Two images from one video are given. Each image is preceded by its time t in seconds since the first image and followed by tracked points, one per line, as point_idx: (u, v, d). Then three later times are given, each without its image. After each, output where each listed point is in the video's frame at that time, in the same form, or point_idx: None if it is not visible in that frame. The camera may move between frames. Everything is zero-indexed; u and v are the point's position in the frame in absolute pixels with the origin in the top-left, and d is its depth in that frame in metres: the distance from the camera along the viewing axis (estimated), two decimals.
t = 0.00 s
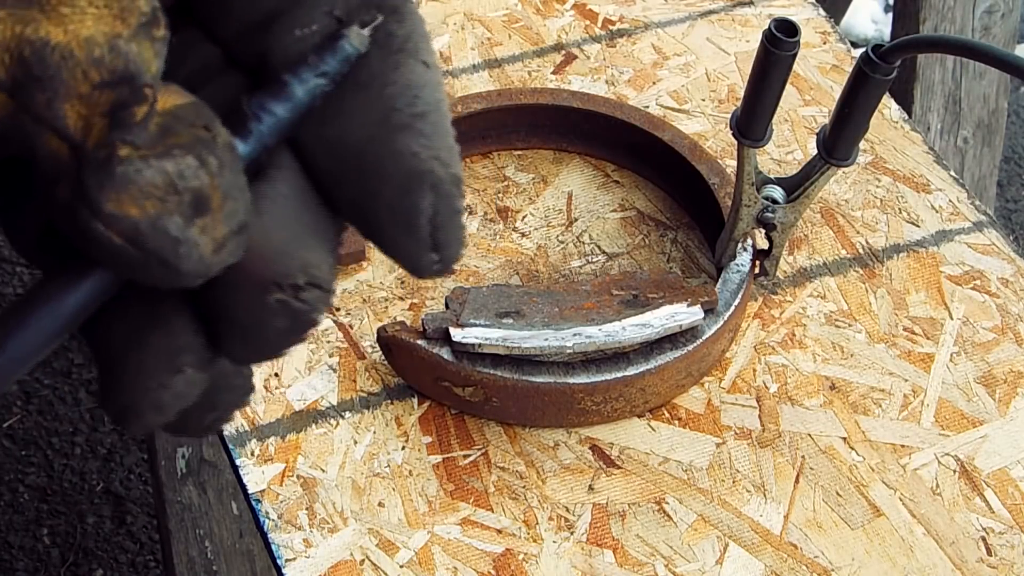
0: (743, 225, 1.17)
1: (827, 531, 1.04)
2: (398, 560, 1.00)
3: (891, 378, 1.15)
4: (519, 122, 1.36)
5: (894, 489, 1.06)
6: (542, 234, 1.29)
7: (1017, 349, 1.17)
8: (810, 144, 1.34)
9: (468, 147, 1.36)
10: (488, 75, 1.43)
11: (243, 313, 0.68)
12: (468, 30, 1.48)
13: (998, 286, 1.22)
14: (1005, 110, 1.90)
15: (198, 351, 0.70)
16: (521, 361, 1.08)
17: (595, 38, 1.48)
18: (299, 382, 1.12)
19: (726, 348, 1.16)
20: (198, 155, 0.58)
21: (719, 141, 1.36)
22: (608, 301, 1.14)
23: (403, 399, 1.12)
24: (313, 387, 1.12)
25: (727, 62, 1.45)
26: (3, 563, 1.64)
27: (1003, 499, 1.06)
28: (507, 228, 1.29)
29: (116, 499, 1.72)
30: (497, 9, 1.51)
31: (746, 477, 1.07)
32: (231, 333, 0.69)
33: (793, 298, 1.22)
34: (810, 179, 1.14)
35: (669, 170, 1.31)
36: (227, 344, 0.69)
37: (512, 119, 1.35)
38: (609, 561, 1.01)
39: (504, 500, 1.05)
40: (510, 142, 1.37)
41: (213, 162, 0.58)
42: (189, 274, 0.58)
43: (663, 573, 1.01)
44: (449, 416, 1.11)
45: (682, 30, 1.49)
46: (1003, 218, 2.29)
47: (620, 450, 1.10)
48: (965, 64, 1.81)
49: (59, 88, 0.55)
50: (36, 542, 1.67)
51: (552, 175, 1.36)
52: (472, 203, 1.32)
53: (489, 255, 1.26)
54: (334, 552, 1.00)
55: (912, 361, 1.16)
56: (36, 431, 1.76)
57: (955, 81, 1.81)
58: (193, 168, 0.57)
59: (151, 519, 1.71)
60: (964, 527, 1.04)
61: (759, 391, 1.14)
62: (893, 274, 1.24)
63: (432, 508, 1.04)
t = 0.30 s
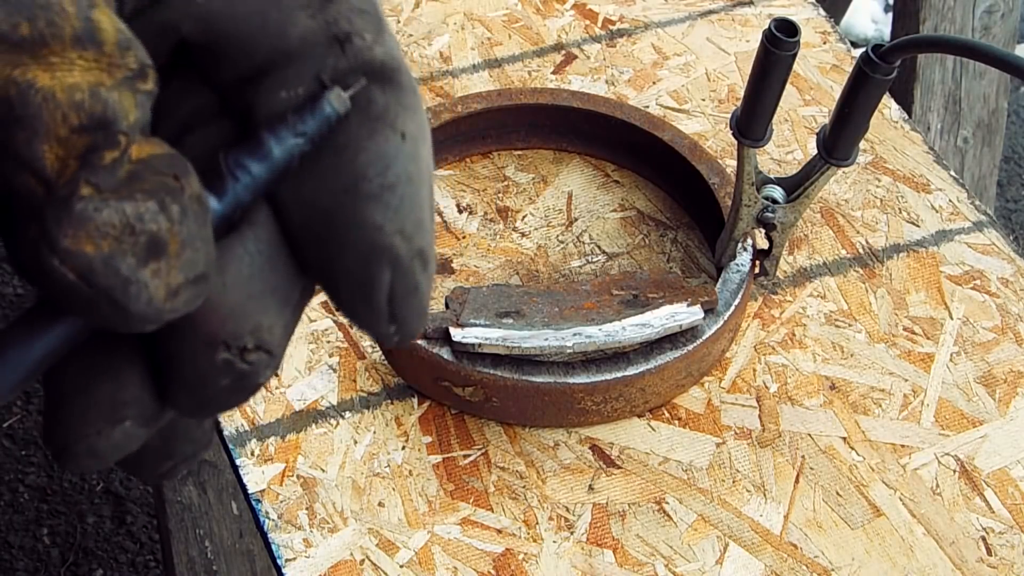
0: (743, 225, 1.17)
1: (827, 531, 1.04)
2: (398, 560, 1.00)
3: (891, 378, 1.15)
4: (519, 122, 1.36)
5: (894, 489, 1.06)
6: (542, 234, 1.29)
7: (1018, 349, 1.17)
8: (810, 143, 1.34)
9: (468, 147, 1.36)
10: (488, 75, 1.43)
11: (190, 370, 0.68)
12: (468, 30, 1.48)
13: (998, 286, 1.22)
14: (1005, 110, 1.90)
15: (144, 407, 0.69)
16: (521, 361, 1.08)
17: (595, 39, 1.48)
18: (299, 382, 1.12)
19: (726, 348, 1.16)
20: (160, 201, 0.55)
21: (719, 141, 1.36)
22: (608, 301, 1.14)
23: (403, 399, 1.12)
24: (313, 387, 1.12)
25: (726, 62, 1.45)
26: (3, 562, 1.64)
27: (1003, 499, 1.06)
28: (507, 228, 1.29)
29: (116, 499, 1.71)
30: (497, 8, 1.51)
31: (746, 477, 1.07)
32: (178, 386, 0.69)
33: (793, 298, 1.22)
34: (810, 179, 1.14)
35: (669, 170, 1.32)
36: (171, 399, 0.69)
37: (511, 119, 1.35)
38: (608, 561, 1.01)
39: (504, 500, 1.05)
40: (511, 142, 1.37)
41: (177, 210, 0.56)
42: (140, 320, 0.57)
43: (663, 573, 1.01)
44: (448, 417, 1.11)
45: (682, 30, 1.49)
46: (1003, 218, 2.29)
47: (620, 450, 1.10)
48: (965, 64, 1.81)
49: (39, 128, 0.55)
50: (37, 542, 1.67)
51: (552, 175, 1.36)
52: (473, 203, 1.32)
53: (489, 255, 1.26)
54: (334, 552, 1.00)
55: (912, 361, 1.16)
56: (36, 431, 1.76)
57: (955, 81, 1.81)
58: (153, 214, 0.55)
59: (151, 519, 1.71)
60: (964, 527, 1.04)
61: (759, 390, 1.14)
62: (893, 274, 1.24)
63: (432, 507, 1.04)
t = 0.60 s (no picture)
0: (742, 225, 1.17)
1: (827, 531, 1.04)
2: (398, 560, 1.00)
3: (891, 378, 1.15)
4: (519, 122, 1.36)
5: (894, 489, 1.06)
6: (542, 234, 1.29)
7: (1018, 349, 1.17)
8: (810, 143, 1.34)
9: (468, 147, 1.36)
10: (488, 75, 1.43)
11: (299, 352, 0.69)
12: (468, 30, 1.48)
13: (998, 286, 1.22)
14: (1005, 110, 1.91)
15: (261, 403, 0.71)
16: (521, 361, 1.07)
17: (595, 38, 1.48)
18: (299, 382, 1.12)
19: (726, 348, 1.16)
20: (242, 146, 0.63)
21: (719, 141, 1.36)
22: (608, 301, 1.14)
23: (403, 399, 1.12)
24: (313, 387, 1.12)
25: (726, 62, 1.45)
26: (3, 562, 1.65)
27: (1003, 499, 1.06)
28: (507, 228, 1.29)
29: (116, 499, 1.71)
30: (497, 8, 1.51)
31: (746, 477, 1.07)
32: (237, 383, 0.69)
33: (793, 298, 1.22)
34: (810, 179, 1.14)
35: (669, 170, 1.32)
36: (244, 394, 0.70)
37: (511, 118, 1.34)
38: (609, 561, 1.01)
39: (504, 500, 1.05)
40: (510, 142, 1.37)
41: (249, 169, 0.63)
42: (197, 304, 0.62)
43: (663, 573, 1.01)
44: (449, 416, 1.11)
45: (682, 29, 1.49)
46: (1003, 217, 2.29)
47: (620, 450, 1.10)
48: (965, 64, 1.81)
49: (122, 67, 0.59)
50: (37, 542, 1.67)
51: (552, 175, 1.36)
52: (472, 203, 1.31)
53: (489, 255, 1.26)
54: (334, 552, 1.00)
55: (912, 361, 1.16)
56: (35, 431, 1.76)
57: (954, 81, 1.81)
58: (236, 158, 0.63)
59: (151, 519, 1.71)
60: (964, 527, 1.04)
61: (759, 390, 1.14)
62: (893, 274, 1.24)
63: (432, 507, 1.04)
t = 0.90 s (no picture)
0: (742, 225, 1.17)
1: (827, 530, 1.04)
2: (398, 560, 1.00)
3: (891, 378, 1.15)
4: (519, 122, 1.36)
5: (894, 489, 1.06)
6: (542, 234, 1.29)
7: (1018, 349, 1.17)
8: (810, 143, 1.34)
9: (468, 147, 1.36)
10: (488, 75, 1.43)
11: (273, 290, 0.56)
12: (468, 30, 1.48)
13: (998, 286, 1.22)
14: (1005, 109, 1.90)
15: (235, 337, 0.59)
16: (521, 361, 1.08)
17: (595, 38, 1.48)
18: (300, 382, 1.12)
19: (726, 348, 1.16)
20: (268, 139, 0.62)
21: (719, 141, 1.36)
22: (607, 301, 1.14)
23: (403, 399, 1.12)
24: (313, 387, 1.12)
25: (726, 62, 1.45)
26: (3, 562, 1.65)
27: (1003, 499, 1.06)
28: (507, 228, 1.29)
29: (116, 499, 1.72)
30: (497, 8, 1.51)
31: (746, 477, 1.07)
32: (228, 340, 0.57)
33: (793, 298, 1.22)
34: (810, 179, 1.14)
35: (669, 170, 1.32)
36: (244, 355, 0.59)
37: (512, 119, 1.35)
38: (609, 561, 1.01)
39: (504, 500, 1.05)
40: (511, 142, 1.37)
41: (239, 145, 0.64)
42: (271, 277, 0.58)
43: (663, 573, 1.01)
44: (449, 416, 1.11)
45: (682, 29, 1.49)
46: (1003, 217, 2.29)
47: (619, 450, 1.10)
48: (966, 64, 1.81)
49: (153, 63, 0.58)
50: (37, 542, 1.67)
51: (552, 175, 1.36)
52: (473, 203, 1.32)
53: (490, 255, 1.26)
54: (334, 552, 1.00)
55: (912, 361, 1.16)
56: (35, 431, 1.76)
57: (955, 81, 1.81)
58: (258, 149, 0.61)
59: (151, 519, 1.71)
60: (964, 527, 1.04)
61: (759, 390, 1.14)
62: (893, 274, 1.24)
63: (432, 507, 1.04)
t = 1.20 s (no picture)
0: (742, 225, 1.17)
1: (827, 531, 1.04)
2: (398, 560, 1.00)
3: (891, 378, 1.15)
4: (519, 122, 1.36)
5: (894, 489, 1.06)
6: (542, 234, 1.29)
7: (1018, 349, 1.17)
8: (810, 143, 1.34)
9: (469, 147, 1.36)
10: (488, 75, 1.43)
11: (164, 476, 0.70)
12: (468, 30, 1.47)
13: (998, 286, 1.22)
14: (1005, 109, 1.90)
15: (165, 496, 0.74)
16: (521, 361, 1.07)
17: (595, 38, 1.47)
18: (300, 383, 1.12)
19: (726, 348, 1.16)
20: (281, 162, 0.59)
21: (719, 141, 1.36)
22: (608, 301, 1.14)
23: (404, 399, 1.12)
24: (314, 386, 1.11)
25: (726, 62, 1.45)
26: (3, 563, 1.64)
27: (1003, 499, 1.06)
28: (507, 228, 1.29)
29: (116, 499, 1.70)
30: (497, 8, 1.51)
31: (746, 477, 1.07)
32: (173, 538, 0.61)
33: (793, 298, 1.22)
34: (810, 179, 1.14)
35: (669, 170, 1.31)
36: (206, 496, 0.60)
37: (512, 119, 1.35)
38: (609, 561, 1.01)
39: (504, 500, 1.05)
40: (511, 142, 1.38)
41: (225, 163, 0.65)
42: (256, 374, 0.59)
43: (663, 573, 1.01)
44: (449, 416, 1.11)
45: (682, 29, 1.49)
46: (1003, 218, 2.29)
47: (619, 450, 1.10)
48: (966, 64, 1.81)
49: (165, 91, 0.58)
50: (37, 542, 1.66)
51: (552, 175, 1.36)
52: (472, 203, 1.32)
53: (490, 255, 1.26)
54: (334, 553, 1.00)
55: (912, 361, 1.16)
56: (35, 431, 1.77)
57: (955, 81, 1.81)
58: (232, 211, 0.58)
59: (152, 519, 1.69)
60: (964, 527, 1.04)
61: (759, 390, 1.14)
62: (893, 274, 1.24)
63: (432, 507, 1.04)
